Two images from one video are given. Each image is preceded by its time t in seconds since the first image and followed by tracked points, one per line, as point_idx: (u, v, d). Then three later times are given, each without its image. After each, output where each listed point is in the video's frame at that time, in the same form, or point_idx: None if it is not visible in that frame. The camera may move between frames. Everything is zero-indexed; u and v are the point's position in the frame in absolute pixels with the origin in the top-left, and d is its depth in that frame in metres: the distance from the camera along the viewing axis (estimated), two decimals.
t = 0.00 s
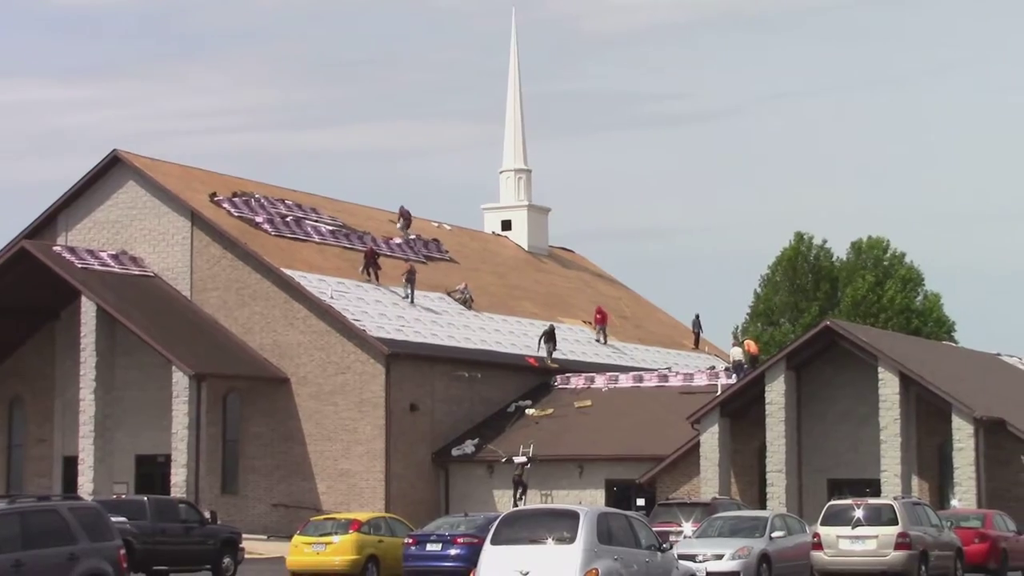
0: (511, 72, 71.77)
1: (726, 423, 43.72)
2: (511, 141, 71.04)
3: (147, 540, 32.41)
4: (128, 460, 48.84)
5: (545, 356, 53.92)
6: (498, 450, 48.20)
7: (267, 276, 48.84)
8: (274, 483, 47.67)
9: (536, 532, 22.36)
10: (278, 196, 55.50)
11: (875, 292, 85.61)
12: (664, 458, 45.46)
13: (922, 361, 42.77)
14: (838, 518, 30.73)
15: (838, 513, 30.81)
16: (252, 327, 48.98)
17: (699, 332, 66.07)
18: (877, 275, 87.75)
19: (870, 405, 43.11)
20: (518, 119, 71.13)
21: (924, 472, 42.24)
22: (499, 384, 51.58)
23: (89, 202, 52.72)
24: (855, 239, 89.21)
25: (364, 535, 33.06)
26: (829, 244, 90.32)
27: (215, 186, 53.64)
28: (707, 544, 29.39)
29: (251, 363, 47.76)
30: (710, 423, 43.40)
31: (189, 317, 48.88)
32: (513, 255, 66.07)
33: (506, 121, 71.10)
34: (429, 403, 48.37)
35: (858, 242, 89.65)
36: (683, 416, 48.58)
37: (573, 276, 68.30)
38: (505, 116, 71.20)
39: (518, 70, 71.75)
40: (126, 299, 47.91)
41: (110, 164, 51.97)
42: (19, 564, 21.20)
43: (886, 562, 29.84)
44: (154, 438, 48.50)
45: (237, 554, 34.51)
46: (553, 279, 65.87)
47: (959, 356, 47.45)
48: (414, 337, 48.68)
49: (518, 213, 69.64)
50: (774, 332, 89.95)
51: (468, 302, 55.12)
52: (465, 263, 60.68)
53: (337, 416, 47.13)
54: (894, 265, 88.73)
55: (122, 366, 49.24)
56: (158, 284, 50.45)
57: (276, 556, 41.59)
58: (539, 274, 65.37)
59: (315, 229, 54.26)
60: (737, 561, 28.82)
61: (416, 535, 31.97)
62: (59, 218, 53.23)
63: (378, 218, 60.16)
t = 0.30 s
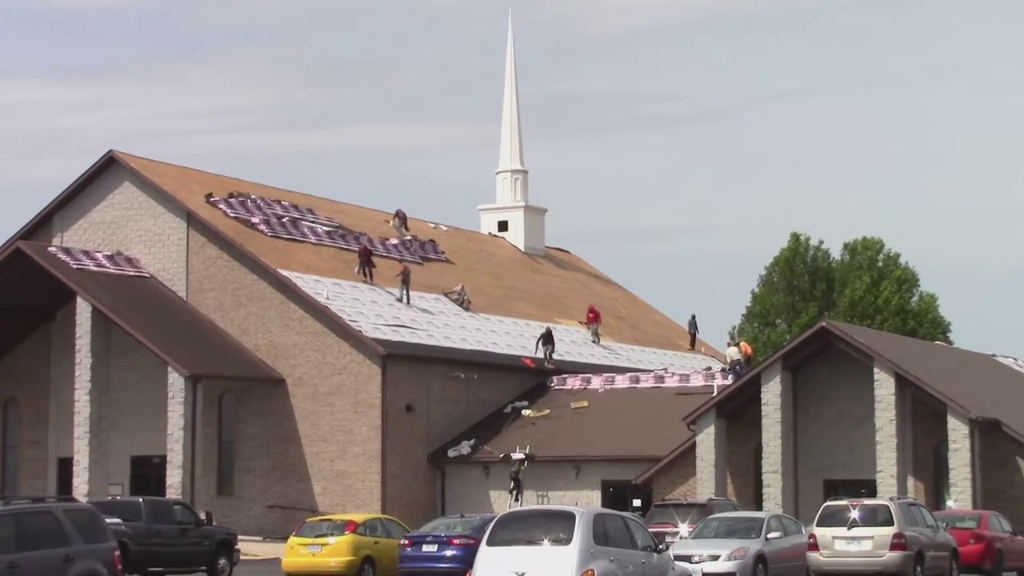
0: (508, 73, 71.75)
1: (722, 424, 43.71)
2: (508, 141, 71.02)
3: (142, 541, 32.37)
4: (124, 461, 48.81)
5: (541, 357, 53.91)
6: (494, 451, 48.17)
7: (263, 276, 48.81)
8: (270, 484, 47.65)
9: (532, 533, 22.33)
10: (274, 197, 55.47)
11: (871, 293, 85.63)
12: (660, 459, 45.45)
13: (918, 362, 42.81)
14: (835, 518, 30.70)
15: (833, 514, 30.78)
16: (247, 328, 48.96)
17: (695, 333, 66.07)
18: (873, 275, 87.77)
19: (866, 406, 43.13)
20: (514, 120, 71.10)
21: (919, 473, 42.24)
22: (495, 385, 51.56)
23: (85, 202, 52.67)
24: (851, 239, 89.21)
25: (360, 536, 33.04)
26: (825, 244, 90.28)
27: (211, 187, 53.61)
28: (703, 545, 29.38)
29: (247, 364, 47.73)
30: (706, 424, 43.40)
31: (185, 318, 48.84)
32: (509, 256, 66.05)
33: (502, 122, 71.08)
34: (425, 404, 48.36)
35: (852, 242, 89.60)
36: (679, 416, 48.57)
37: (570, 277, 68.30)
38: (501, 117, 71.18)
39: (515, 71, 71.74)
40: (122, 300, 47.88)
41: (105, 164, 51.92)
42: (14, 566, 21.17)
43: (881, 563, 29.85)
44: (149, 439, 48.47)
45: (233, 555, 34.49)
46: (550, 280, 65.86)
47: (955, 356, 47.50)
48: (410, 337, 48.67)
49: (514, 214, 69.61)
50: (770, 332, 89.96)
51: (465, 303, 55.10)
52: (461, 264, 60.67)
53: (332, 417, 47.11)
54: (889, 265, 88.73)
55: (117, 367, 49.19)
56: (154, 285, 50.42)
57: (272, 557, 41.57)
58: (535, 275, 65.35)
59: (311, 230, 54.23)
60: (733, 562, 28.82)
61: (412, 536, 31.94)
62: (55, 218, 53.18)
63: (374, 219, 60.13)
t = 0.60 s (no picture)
0: (497, 75, 71.79)
1: (710, 425, 43.75)
2: (497, 143, 71.05)
3: (130, 543, 32.35)
4: (112, 462, 48.74)
5: (529, 358, 53.93)
6: (482, 452, 48.17)
7: (251, 278, 48.78)
8: (258, 485, 47.61)
9: (520, 534, 22.34)
10: (263, 198, 55.46)
11: (861, 295, 85.71)
12: (648, 460, 45.48)
13: (906, 364, 42.88)
14: (822, 520, 30.70)
15: (820, 515, 30.79)
16: (236, 330, 48.92)
17: (684, 334, 66.10)
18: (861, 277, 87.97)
19: (854, 407, 43.19)
20: (503, 122, 71.13)
21: (907, 474, 42.30)
22: (483, 386, 51.57)
23: (73, 203, 52.60)
24: (838, 241, 89.45)
25: (348, 537, 33.03)
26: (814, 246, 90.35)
27: (199, 188, 53.58)
28: (691, 546, 29.41)
29: (235, 366, 47.69)
30: (695, 425, 43.47)
31: (173, 320, 48.79)
32: (498, 257, 66.08)
33: (491, 124, 71.12)
34: (413, 405, 48.35)
35: (840, 244, 89.88)
36: (667, 418, 48.61)
37: (558, 279, 68.35)
38: (490, 118, 71.21)
39: (504, 73, 71.78)
40: (109, 301, 47.81)
41: (94, 165, 51.86)
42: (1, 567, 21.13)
43: (869, 563, 29.88)
44: (137, 440, 48.41)
45: (221, 557, 34.47)
46: (539, 282, 65.91)
47: (942, 358, 47.59)
48: (399, 339, 48.67)
49: (503, 216, 69.62)
50: (758, 333, 90.07)
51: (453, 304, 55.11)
52: (450, 265, 60.68)
53: (321, 419, 47.08)
54: (876, 267, 88.99)
55: (105, 368, 49.12)
56: (142, 286, 50.36)
57: (260, 559, 41.53)
58: (524, 277, 65.39)
59: (299, 232, 54.23)
60: (721, 563, 28.85)
61: (400, 537, 31.95)
62: (43, 219, 53.11)
63: (363, 220, 60.13)
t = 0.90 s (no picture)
0: (488, 75, 71.77)
1: (701, 426, 43.77)
2: (488, 144, 71.03)
3: (122, 543, 32.30)
4: (103, 463, 48.66)
5: (520, 359, 53.93)
6: (474, 453, 48.16)
7: (242, 278, 48.73)
8: (249, 486, 47.56)
9: (511, 535, 22.33)
10: (254, 199, 55.41)
11: (851, 294, 85.91)
12: (639, 461, 45.49)
13: (896, 364, 42.92)
14: (813, 520, 30.78)
15: (811, 516, 30.88)
16: (227, 330, 48.87)
17: (675, 334, 66.10)
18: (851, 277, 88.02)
19: (845, 407, 43.24)
20: (494, 122, 71.12)
21: (898, 475, 42.35)
22: (474, 387, 51.56)
23: (64, 204, 52.52)
24: (829, 241, 89.43)
25: (339, 538, 33.01)
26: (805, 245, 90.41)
27: (190, 188, 53.52)
28: (682, 546, 29.43)
29: (227, 366, 47.63)
30: (686, 425, 43.49)
31: (164, 320, 48.73)
32: (489, 258, 66.08)
33: (482, 124, 71.10)
34: (404, 406, 48.32)
35: (831, 244, 89.80)
36: (659, 418, 48.63)
37: (550, 279, 68.37)
38: (482, 119, 71.19)
39: (495, 73, 71.76)
40: (100, 302, 47.74)
41: (84, 166, 51.78)
42: None
43: (860, 564, 29.90)
44: (128, 441, 48.34)
45: (212, 557, 34.44)
46: (530, 282, 65.93)
47: (932, 357, 47.65)
48: (390, 339, 48.64)
49: (494, 216, 69.60)
50: (749, 333, 90.20)
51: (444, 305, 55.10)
52: (441, 265, 60.67)
53: (312, 419, 47.05)
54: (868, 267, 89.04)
55: (96, 369, 49.05)
56: (133, 286, 50.30)
57: (252, 560, 41.48)
58: (516, 277, 65.39)
59: (290, 232, 54.18)
60: (713, 563, 28.86)
61: (392, 537, 31.93)
62: (33, 220, 53.03)
63: (354, 221, 60.11)
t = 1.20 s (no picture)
0: (481, 75, 71.75)
1: (694, 426, 43.80)
2: (481, 144, 71.02)
3: (114, 543, 32.25)
4: (96, 463, 48.62)
5: (513, 359, 53.94)
6: (466, 452, 48.16)
7: (235, 278, 48.70)
8: (242, 486, 47.54)
9: (504, 535, 22.34)
10: (247, 199, 55.38)
11: (843, 295, 86.01)
12: (632, 461, 45.52)
13: (889, 364, 42.95)
14: (807, 520, 30.71)
15: (805, 515, 30.81)
16: (220, 330, 48.84)
17: (668, 335, 66.12)
18: (844, 277, 88.01)
19: (838, 408, 43.27)
20: (488, 122, 71.10)
21: (891, 475, 42.40)
22: (468, 387, 51.56)
23: (57, 203, 52.48)
24: (822, 242, 89.28)
25: (332, 538, 33.00)
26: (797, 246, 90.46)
27: (183, 188, 53.49)
28: (675, 547, 29.43)
29: (220, 366, 47.60)
30: (679, 425, 43.51)
31: (156, 320, 48.69)
32: (482, 258, 66.09)
33: (476, 124, 71.09)
34: (397, 406, 48.32)
35: (823, 245, 89.63)
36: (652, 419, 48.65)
37: (543, 279, 68.38)
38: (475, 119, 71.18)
39: (489, 74, 71.74)
40: (93, 302, 47.70)
41: (77, 165, 51.74)
42: None
43: (853, 564, 29.93)
44: (121, 441, 48.31)
45: (205, 557, 34.45)
46: (523, 282, 65.95)
47: (924, 357, 47.69)
48: (383, 339, 48.63)
49: (487, 216, 69.58)
50: (741, 334, 90.25)
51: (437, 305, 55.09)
52: (434, 265, 60.67)
53: (305, 419, 47.04)
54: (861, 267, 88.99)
55: (89, 369, 49.01)
56: (126, 286, 50.26)
57: (245, 560, 41.46)
58: (509, 277, 65.40)
59: (284, 232, 54.17)
60: (706, 564, 28.88)
61: (385, 537, 31.93)
62: (26, 220, 52.99)
63: (347, 221, 60.10)
